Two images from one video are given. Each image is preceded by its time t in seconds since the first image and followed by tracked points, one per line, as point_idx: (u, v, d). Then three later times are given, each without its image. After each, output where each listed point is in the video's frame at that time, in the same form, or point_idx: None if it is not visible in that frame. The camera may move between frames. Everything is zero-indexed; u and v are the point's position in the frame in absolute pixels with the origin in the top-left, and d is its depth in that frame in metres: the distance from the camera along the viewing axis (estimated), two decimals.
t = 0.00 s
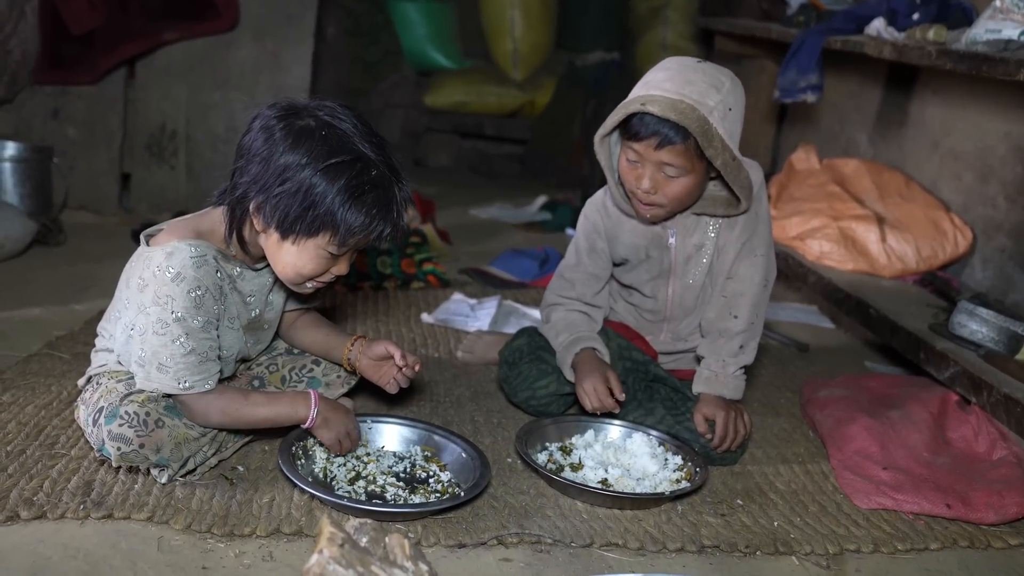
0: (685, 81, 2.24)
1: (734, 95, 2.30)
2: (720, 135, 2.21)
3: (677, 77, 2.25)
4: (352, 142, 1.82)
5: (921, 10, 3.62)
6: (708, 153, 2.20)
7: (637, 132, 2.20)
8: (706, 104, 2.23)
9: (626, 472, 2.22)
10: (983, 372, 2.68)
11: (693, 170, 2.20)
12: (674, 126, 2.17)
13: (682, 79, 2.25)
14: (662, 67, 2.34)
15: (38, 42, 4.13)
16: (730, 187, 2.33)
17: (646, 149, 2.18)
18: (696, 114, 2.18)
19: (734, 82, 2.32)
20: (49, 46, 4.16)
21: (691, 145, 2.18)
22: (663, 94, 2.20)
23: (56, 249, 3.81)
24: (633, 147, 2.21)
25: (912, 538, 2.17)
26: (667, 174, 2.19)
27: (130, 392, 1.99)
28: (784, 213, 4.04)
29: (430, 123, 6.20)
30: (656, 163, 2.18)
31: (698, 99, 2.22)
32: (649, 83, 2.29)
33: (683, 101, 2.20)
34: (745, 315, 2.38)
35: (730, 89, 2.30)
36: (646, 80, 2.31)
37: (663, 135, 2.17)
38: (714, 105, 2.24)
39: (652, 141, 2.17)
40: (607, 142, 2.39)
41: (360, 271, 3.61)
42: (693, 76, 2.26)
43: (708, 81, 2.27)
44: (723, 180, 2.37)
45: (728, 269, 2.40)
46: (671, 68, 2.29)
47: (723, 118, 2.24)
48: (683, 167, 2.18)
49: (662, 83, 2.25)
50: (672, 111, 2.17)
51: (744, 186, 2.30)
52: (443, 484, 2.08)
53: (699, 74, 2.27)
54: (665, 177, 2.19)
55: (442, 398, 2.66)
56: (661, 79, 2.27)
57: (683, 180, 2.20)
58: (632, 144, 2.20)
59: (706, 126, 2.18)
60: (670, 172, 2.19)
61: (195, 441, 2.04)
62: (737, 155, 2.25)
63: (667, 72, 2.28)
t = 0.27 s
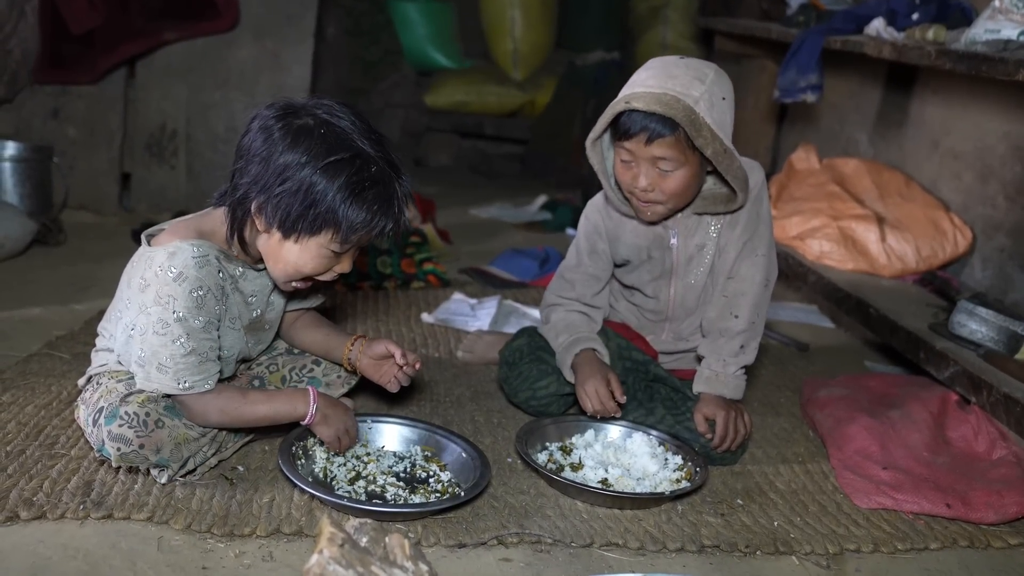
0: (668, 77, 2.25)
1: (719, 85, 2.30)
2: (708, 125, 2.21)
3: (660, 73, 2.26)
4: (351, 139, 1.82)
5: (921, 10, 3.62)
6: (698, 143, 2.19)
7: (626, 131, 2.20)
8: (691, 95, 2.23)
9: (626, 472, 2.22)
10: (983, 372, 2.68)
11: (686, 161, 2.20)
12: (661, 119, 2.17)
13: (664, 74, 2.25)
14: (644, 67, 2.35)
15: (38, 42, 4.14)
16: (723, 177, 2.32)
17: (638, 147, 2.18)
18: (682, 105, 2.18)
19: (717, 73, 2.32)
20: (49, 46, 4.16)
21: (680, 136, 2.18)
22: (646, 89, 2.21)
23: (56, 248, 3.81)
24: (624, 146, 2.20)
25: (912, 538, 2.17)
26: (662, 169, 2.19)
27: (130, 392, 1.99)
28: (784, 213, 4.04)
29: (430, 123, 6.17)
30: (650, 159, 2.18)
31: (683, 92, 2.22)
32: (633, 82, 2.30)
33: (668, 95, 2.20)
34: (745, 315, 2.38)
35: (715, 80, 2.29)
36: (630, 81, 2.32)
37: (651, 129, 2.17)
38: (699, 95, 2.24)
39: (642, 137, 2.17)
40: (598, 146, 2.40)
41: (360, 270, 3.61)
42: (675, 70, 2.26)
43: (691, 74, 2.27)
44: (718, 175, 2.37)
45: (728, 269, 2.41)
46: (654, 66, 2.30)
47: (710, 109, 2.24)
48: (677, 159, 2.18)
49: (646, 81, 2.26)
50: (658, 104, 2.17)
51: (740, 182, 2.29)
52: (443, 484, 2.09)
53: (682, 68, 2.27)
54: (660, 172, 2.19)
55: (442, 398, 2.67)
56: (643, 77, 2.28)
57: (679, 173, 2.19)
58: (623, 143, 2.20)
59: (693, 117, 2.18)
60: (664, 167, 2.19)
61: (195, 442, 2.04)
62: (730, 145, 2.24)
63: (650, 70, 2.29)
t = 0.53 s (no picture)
0: (662, 79, 2.26)
1: (713, 87, 2.30)
2: (702, 126, 2.21)
3: (654, 75, 2.27)
4: (316, 112, 1.83)
5: (920, 12, 3.61)
6: (691, 143, 2.20)
7: (622, 133, 2.21)
8: (684, 96, 2.23)
9: (627, 475, 2.22)
10: (983, 374, 2.68)
11: (682, 163, 2.20)
12: (655, 121, 2.18)
13: (659, 76, 2.26)
14: (640, 71, 2.36)
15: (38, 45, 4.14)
16: (717, 178, 2.32)
17: (633, 148, 2.18)
18: (675, 106, 2.19)
19: (712, 75, 2.32)
20: (49, 49, 4.16)
21: (675, 137, 2.19)
22: (639, 92, 2.22)
23: (56, 251, 3.81)
24: (621, 151, 2.21)
25: (912, 540, 2.17)
26: (658, 170, 2.19)
27: (132, 395, 1.99)
28: (784, 215, 4.05)
29: (430, 125, 6.26)
30: (645, 161, 2.18)
31: (677, 94, 2.22)
32: (627, 85, 2.31)
33: (661, 97, 2.21)
34: (745, 317, 2.38)
35: (709, 81, 2.30)
36: (624, 84, 2.33)
37: (645, 131, 2.17)
38: (692, 97, 2.24)
39: (636, 139, 2.18)
40: (594, 149, 2.40)
41: (360, 273, 3.61)
42: (669, 72, 2.27)
43: (685, 75, 2.27)
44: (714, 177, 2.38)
45: (727, 271, 2.41)
46: (648, 69, 2.31)
47: (704, 109, 2.24)
48: (672, 160, 2.18)
49: (640, 83, 2.27)
50: (651, 106, 2.18)
51: (736, 182, 2.30)
52: (444, 486, 2.09)
53: (676, 70, 2.28)
54: (657, 175, 2.19)
55: (442, 400, 2.67)
56: (638, 80, 2.29)
57: (677, 173, 2.19)
58: (619, 144, 2.21)
59: (686, 118, 2.19)
60: (660, 168, 2.19)
61: (195, 445, 2.04)
62: (725, 148, 2.24)
63: (644, 73, 2.30)
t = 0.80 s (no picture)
0: (660, 81, 2.25)
1: (712, 89, 2.30)
2: (700, 129, 2.21)
3: (653, 78, 2.27)
4: (292, 117, 1.82)
5: (919, 14, 3.61)
6: (688, 147, 2.19)
7: (622, 136, 2.20)
8: (683, 99, 2.23)
9: (627, 477, 2.22)
10: (982, 376, 2.68)
11: (680, 164, 2.20)
12: (653, 123, 2.17)
13: (657, 79, 2.26)
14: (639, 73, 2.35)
15: (38, 47, 4.14)
16: (715, 180, 2.32)
17: (632, 150, 2.18)
18: (673, 109, 2.18)
19: (711, 78, 2.32)
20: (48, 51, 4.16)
21: (673, 139, 2.18)
22: (639, 94, 2.21)
23: (56, 254, 3.81)
24: (620, 151, 2.21)
25: (911, 542, 2.17)
26: (657, 173, 2.19)
27: (131, 396, 1.98)
28: (784, 217, 4.05)
29: (430, 127, 6.29)
30: (644, 163, 2.18)
31: (675, 96, 2.22)
32: (626, 86, 2.31)
33: (659, 100, 2.21)
34: (744, 319, 2.38)
35: (708, 83, 2.30)
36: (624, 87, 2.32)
37: (644, 133, 2.17)
38: (691, 99, 2.24)
39: (636, 141, 2.18)
40: (594, 151, 2.40)
41: (359, 275, 3.62)
42: (668, 75, 2.27)
43: (683, 78, 2.27)
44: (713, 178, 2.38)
45: (727, 272, 2.41)
46: (648, 71, 2.30)
47: (702, 112, 2.24)
48: (671, 162, 2.18)
49: (639, 86, 2.27)
50: (649, 109, 2.18)
51: (732, 182, 2.29)
52: (443, 488, 2.09)
53: (675, 72, 2.28)
54: (654, 177, 2.19)
55: (442, 402, 2.67)
56: (637, 81, 2.28)
57: (673, 176, 2.19)
58: (618, 145, 2.21)
59: (685, 120, 2.19)
60: (659, 171, 2.19)
61: (194, 446, 2.04)
62: (724, 150, 2.24)
63: (643, 75, 2.29)
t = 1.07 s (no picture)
0: (668, 95, 2.22)
1: (718, 98, 2.27)
2: (712, 144, 2.19)
3: (659, 93, 2.23)
4: (298, 119, 1.80)
5: (922, 14, 3.60)
6: (704, 164, 2.18)
7: (633, 153, 2.18)
8: (693, 114, 2.20)
9: (628, 480, 2.20)
10: (986, 378, 2.66)
11: (693, 178, 2.19)
12: (667, 141, 2.16)
13: (664, 93, 2.22)
14: (638, 82, 2.31)
15: (36, 47, 4.12)
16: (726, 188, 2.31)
17: (644, 168, 2.16)
18: (686, 128, 2.16)
19: (716, 81, 2.29)
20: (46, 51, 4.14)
21: (686, 155, 2.16)
22: (650, 116, 2.18)
23: (53, 255, 3.79)
24: (630, 167, 2.18)
25: (915, 546, 2.15)
26: (669, 188, 2.18)
27: (129, 399, 1.96)
28: (786, 218, 4.03)
29: (428, 127, 6.28)
30: (656, 180, 2.17)
31: (685, 113, 2.19)
32: (632, 100, 2.26)
33: (670, 118, 2.18)
34: (745, 320, 2.36)
35: (714, 92, 2.27)
36: (628, 98, 2.28)
37: (658, 150, 2.15)
38: (701, 113, 2.21)
39: (648, 158, 2.16)
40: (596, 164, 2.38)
41: (358, 277, 3.60)
42: (675, 88, 2.23)
43: (690, 89, 2.24)
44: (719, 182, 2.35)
45: (728, 273, 2.39)
46: (652, 84, 2.26)
47: (712, 125, 2.22)
48: (684, 178, 2.17)
49: (646, 102, 2.22)
50: (661, 129, 2.16)
51: (740, 189, 2.27)
52: (443, 490, 2.07)
53: (681, 83, 2.24)
54: (667, 192, 2.18)
55: (442, 405, 2.65)
56: (643, 97, 2.24)
57: (686, 190, 2.18)
58: (627, 165, 2.19)
59: (699, 138, 2.17)
60: (671, 187, 2.18)
61: (192, 450, 2.02)
62: (734, 160, 2.23)
63: (648, 88, 2.25)
